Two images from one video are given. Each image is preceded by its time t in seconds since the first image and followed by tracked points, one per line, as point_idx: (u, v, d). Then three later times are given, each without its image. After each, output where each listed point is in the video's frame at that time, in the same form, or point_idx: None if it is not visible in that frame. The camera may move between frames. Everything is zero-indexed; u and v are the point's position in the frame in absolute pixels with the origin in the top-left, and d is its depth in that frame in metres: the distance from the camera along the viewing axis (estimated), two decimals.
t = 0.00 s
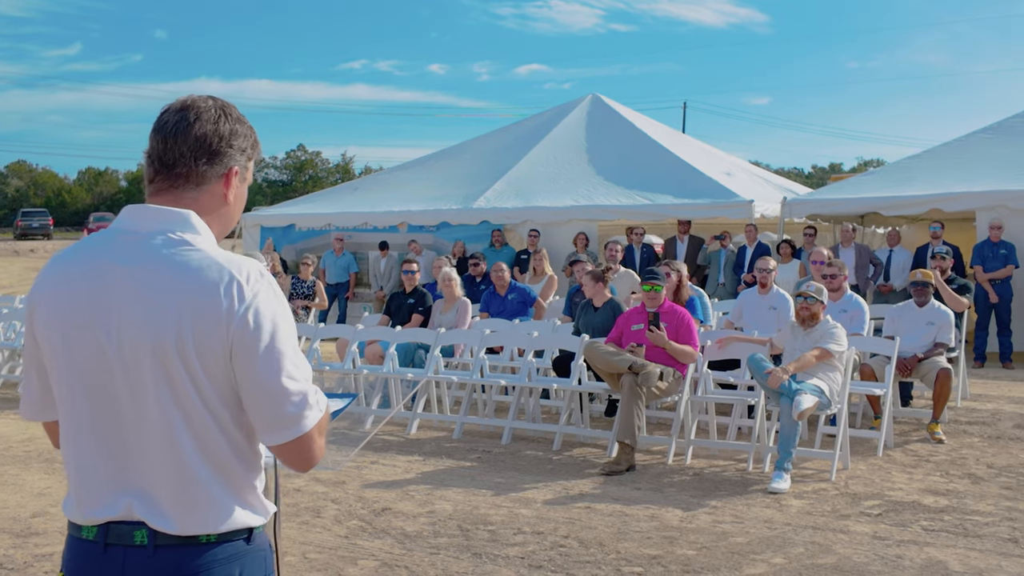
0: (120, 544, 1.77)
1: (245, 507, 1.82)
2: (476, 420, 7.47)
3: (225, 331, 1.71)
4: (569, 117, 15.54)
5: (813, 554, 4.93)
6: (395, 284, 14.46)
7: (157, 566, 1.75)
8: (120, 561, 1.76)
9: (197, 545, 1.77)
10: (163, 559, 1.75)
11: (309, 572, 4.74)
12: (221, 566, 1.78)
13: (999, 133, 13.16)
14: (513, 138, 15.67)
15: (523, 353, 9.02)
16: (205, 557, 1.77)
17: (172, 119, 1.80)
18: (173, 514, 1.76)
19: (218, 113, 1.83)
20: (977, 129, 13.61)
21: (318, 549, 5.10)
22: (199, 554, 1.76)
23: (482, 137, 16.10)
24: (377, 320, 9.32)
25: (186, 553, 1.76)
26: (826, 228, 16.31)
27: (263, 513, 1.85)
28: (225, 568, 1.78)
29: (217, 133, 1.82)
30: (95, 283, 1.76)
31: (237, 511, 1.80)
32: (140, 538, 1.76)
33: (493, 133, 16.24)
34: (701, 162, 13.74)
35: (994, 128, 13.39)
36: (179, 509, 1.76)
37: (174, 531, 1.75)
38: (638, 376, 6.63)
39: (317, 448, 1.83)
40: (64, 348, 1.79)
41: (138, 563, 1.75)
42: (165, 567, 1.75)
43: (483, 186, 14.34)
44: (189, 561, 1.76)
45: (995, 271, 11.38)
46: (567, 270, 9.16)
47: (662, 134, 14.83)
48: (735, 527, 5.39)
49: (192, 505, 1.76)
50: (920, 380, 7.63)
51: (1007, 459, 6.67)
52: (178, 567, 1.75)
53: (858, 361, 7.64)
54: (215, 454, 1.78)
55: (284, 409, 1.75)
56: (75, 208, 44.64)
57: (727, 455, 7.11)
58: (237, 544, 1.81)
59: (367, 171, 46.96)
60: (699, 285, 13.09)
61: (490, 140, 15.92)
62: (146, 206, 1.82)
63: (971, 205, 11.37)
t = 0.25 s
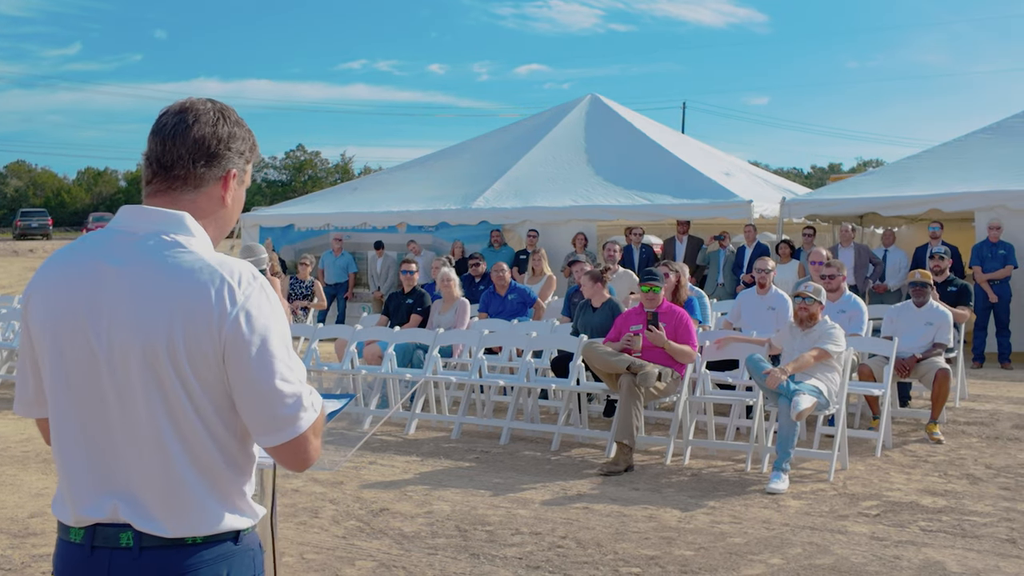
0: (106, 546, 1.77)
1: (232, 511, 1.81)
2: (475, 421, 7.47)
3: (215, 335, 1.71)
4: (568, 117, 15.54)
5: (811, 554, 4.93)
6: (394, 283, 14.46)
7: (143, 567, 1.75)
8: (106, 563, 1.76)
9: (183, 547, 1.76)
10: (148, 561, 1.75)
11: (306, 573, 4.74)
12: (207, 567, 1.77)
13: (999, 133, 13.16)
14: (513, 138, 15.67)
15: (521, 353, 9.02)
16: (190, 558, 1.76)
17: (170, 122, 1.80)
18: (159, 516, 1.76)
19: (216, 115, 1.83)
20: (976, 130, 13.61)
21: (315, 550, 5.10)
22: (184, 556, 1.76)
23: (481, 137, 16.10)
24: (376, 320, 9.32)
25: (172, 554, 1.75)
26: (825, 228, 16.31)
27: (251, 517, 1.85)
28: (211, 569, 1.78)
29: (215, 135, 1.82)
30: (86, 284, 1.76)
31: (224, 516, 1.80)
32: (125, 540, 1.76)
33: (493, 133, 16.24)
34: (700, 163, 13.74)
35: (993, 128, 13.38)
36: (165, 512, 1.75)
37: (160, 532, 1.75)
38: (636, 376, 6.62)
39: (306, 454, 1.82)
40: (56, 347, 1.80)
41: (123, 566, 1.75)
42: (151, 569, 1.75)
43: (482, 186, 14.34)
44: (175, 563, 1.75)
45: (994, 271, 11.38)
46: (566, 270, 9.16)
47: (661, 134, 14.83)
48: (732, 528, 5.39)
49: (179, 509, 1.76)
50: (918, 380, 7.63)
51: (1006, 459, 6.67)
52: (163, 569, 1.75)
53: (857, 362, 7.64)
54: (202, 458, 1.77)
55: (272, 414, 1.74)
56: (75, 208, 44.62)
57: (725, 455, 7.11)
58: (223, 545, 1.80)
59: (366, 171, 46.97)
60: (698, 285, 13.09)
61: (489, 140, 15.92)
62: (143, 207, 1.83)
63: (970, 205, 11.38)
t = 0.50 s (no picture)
0: (81, 540, 1.76)
1: (210, 511, 1.80)
2: (473, 421, 7.46)
3: (195, 332, 1.71)
4: (567, 117, 15.53)
5: (809, 555, 4.92)
6: (393, 283, 14.45)
7: (116, 563, 1.73)
8: (80, 558, 1.75)
9: (155, 543, 1.75)
10: (121, 557, 1.73)
11: (302, 573, 4.73)
12: (180, 564, 1.76)
13: (998, 133, 13.16)
14: (511, 138, 15.66)
15: (519, 353, 9.02)
16: (163, 555, 1.75)
17: (152, 120, 1.80)
18: (135, 514, 1.75)
19: (199, 115, 1.83)
20: (975, 129, 13.60)
21: (312, 550, 5.10)
22: (157, 553, 1.75)
23: (480, 137, 16.10)
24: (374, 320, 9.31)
25: (145, 551, 1.74)
26: (824, 228, 16.31)
27: (229, 517, 1.84)
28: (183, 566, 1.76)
29: (197, 133, 1.81)
30: (66, 281, 1.76)
31: (202, 515, 1.79)
32: (99, 535, 1.75)
33: (492, 133, 16.24)
34: (699, 162, 13.73)
35: (992, 127, 13.37)
36: (142, 510, 1.74)
37: (136, 530, 1.74)
38: (634, 376, 6.61)
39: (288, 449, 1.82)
40: (37, 341, 1.79)
41: (96, 560, 1.74)
42: (123, 565, 1.73)
43: (481, 186, 14.34)
44: (147, 559, 1.74)
45: (993, 270, 11.36)
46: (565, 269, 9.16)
47: (660, 134, 14.83)
48: (730, 528, 5.38)
49: (156, 507, 1.75)
50: (917, 380, 7.63)
51: (1004, 459, 6.67)
52: (135, 566, 1.73)
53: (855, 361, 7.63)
54: (181, 456, 1.76)
55: (257, 408, 1.74)
56: (75, 209, 44.63)
57: (724, 455, 7.10)
58: (197, 542, 1.79)
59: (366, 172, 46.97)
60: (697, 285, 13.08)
61: (488, 140, 15.91)
62: (125, 205, 1.82)
63: (969, 205, 11.37)
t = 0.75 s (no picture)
0: (47, 531, 1.76)
1: (179, 505, 1.79)
2: (471, 421, 7.46)
3: (163, 322, 1.71)
4: (566, 116, 15.52)
5: (806, 555, 4.91)
6: (392, 283, 14.44)
7: (80, 557, 1.73)
8: (46, 550, 1.75)
9: (119, 539, 1.74)
10: (84, 551, 1.73)
11: (300, 574, 4.73)
12: (143, 562, 1.75)
13: (997, 132, 13.14)
14: (510, 137, 15.66)
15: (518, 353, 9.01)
16: (127, 551, 1.75)
17: (121, 117, 1.80)
18: (103, 507, 1.74)
19: (167, 111, 1.83)
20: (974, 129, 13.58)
21: (309, 550, 5.09)
22: (122, 549, 1.74)
23: (480, 137, 16.09)
24: (373, 320, 9.31)
25: (109, 547, 1.74)
26: (823, 228, 16.31)
27: (198, 512, 1.83)
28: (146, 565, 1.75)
29: (164, 128, 1.81)
30: (36, 275, 1.76)
31: (170, 509, 1.78)
32: (65, 527, 1.75)
33: (491, 133, 16.23)
34: (698, 162, 13.72)
35: (991, 127, 13.36)
36: (110, 503, 1.73)
37: (104, 523, 1.73)
38: (632, 376, 6.60)
39: (260, 440, 1.81)
40: (7, 336, 1.79)
41: (61, 553, 1.74)
42: (86, 560, 1.73)
43: (480, 185, 14.33)
44: (111, 555, 1.74)
45: (992, 270, 11.35)
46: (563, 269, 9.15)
47: (659, 133, 14.82)
48: (728, 528, 5.37)
49: (124, 499, 1.74)
50: (915, 379, 7.62)
51: (1003, 459, 6.66)
52: (99, 561, 1.73)
53: (854, 361, 7.62)
54: (150, 449, 1.76)
55: (228, 397, 1.75)
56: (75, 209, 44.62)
57: (722, 455, 7.09)
58: (162, 540, 1.78)
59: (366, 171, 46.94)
60: (696, 284, 13.08)
61: (487, 140, 15.90)
62: (95, 201, 1.82)
63: (968, 204, 11.37)
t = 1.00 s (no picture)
0: (17, 527, 1.77)
1: (145, 500, 1.78)
2: (470, 421, 7.45)
3: (121, 315, 1.70)
4: (566, 116, 15.52)
5: (804, 556, 4.90)
6: (391, 283, 14.43)
7: (48, 555, 1.73)
8: (16, 547, 1.76)
9: (85, 537, 1.74)
10: (52, 549, 1.73)
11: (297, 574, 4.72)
12: (110, 561, 1.74)
13: (997, 132, 13.13)
14: (510, 137, 15.65)
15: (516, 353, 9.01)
16: (94, 549, 1.74)
17: (81, 115, 1.80)
18: (67, 500, 1.73)
19: (128, 106, 1.82)
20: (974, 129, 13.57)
21: (306, 551, 5.08)
22: (88, 547, 1.74)
23: (479, 137, 16.09)
24: (372, 320, 9.30)
25: (76, 545, 1.74)
26: (823, 228, 16.31)
27: (166, 507, 1.81)
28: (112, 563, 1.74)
29: (123, 123, 1.80)
30: None
31: (137, 503, 1.76)
32: (32, 524, 1.76)
33: (491, 133, 16.23)
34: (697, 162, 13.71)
35: (991, 127, 13.34)
36: (74, 499, 1.73)
37: (70, 518, 1.73)
38: (631, 377, 6.60)
39: (226, 428, 1.81)
40: None
41: (29, 550, 1.74)
42: (54, 558, 1.73)
43: (479, 185, 14.33)
44: (79, 553, 1.73)
45: (991, 270, 11.34)
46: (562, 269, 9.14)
47: (658, 133, 14.81)
48: (726, 528, 5.36)
49: (88, 494, 1.73)
50: (914, 380, 7.61)
51: (1002, 459, 6.65)
52: (65, 558, 1.73)
53: (853, 362, 7.61)
54: (113, 443, 1.75)
55: (191, 385, 1.73)
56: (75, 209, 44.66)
57: (720, 455, 7.08)
58: (129, 538, 1.77)
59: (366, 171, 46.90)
60: (695, 284, 13.07)
61: (487, 140, 15.89)
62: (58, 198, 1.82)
63: (968, 204, 11.36)
